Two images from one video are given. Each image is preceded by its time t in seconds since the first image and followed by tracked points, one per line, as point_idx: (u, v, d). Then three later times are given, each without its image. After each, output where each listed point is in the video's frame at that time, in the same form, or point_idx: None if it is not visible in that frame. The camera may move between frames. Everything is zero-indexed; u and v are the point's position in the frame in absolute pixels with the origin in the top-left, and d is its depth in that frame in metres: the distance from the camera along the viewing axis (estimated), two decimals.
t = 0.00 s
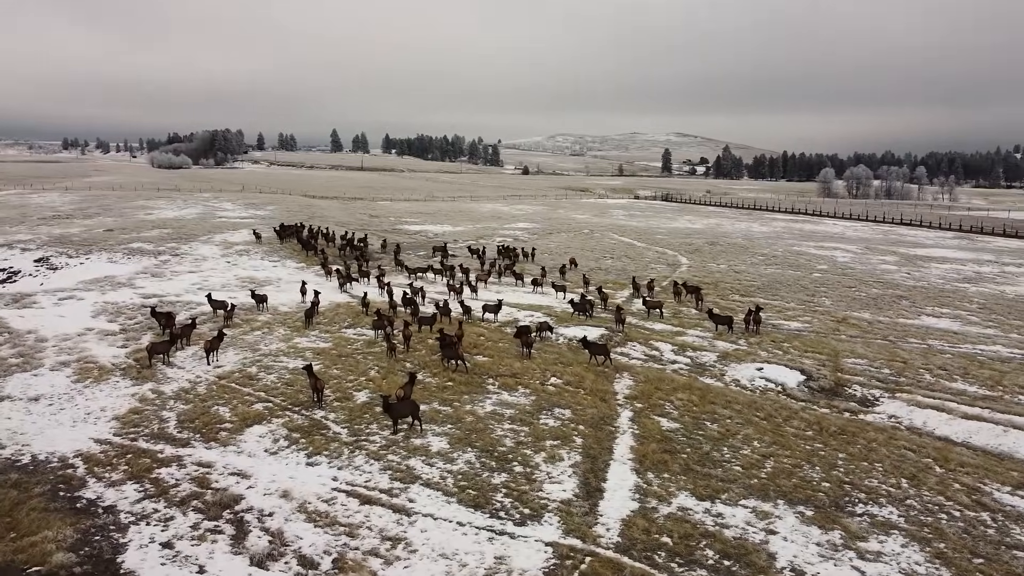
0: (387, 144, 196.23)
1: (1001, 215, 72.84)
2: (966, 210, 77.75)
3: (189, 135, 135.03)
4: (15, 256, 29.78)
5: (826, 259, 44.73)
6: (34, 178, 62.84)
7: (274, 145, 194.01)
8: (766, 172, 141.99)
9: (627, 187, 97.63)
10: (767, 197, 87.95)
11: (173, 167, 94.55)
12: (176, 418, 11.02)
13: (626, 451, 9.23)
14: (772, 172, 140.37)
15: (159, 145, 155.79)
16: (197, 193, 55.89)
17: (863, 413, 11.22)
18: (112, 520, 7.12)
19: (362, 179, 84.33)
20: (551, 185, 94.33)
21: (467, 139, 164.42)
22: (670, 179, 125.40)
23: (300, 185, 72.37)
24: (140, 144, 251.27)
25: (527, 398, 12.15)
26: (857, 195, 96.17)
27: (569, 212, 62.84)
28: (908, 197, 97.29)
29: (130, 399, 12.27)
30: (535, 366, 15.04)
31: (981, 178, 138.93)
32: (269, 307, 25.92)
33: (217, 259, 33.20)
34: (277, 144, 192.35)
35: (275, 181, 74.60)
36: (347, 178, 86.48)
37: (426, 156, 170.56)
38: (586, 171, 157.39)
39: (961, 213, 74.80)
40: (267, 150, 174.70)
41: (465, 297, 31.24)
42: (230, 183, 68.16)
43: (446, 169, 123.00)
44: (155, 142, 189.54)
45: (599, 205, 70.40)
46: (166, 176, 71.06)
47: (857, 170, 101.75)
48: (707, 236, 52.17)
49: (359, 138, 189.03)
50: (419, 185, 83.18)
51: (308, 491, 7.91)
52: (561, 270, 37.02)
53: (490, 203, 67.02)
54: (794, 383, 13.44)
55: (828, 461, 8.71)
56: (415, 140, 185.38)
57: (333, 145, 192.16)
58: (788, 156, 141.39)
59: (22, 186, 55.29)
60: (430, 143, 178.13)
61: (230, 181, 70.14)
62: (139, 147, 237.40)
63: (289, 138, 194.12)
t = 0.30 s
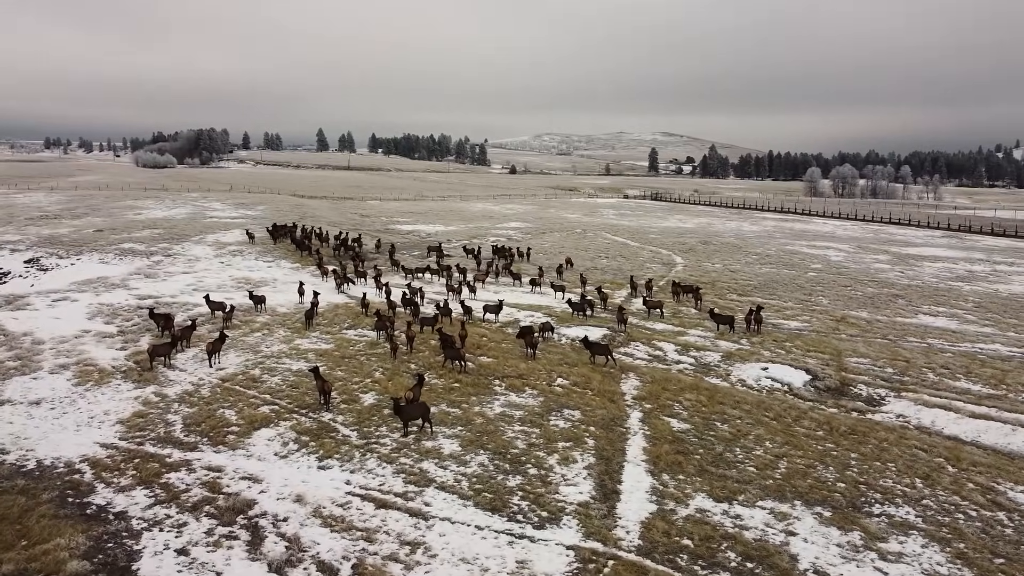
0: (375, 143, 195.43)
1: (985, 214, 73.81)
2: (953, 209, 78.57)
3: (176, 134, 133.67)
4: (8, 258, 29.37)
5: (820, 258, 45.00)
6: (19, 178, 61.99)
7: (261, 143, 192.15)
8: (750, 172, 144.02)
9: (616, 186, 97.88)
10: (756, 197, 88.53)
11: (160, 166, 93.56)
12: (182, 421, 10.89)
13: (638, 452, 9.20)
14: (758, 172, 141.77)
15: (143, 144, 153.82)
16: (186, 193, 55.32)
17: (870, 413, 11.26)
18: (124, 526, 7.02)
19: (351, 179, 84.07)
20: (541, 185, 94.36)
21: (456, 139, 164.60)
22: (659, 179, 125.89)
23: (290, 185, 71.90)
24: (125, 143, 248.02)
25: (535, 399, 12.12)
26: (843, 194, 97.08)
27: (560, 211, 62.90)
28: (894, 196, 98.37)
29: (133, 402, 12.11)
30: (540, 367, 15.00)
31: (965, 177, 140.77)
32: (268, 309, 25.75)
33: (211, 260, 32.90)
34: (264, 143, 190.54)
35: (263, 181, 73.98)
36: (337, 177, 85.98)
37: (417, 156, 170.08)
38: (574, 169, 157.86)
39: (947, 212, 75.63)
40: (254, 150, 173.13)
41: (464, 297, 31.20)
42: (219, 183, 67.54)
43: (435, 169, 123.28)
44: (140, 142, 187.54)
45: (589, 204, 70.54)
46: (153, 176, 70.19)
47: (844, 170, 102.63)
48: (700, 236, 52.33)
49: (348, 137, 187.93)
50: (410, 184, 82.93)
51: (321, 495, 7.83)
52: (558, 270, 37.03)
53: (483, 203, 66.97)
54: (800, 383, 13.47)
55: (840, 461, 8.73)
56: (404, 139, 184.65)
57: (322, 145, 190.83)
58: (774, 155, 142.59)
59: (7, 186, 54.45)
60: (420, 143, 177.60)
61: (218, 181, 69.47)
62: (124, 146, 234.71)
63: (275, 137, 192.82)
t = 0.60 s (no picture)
0: (359, 142, 194.94)
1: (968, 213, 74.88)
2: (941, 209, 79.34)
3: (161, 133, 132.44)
4: None
5: (813, 258, 45.25)
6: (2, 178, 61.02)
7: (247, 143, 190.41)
8: (734, 170, 146.00)
9: (604, 186, 98.15)
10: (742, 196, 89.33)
11: (145, 166, 92.53)
12: (188, 425, 10.75)
13: (652, 453, 9.18)
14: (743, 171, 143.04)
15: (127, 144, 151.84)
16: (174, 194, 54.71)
17: (879, 413, 11.30)
18: (137, 533, 6.92)
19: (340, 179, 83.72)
20: (529, 184, 94.42)
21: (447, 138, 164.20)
22: (647, 178, 126.43)
23: (279, 185, 71.43)
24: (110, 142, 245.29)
25: (543, 400, 12.07)
26: (828, 193, 98.10)
27: (551, 211, 62.98)
28: (878, 194, 99.50)
29: (136, 406, 11.94)
30: (545, 368, 14.94)
31: (948, 176, 142.67)
32: (265, 309, 25.54)
33: (203, 261, 32.57)
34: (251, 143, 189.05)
35: (252, 181, 73.40)
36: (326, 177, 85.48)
37: (407, 155, 169.54)
38: (561, 168, 158.34)
39: (932, 210, 76.55)
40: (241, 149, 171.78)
41: (461, 297, 31.10)
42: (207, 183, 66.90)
43: (420, 168, 123.46)
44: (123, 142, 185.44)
45: (579, 203, 70.66)
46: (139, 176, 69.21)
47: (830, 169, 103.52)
48: (692, 235, 52.49)
49: (335, 136, 187.00)
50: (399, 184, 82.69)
51: (336, 499, 7.75)
52: (554, 269, 37.00)
53: (473, 202, 66.85)
54: (805, 383, 13.51)
55: (854, 461, 8.75)
56: (388, 139, 184.37)
57: (310, 144, 189.53)
58: (758, 154, 143.91)
59: None
60: (408, 143, 177.30)
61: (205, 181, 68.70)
62: (108, 147, 231.78)
63: (260, 136, 191.92)
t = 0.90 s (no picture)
0: (345, 141, 193.54)
1: (952, 211, 75.72)
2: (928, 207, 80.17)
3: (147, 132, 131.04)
4: None
5: (806, 257, 45.52)
6: None
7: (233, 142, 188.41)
8: (720, 170, 147.17)
9: (592, 185, 98.28)
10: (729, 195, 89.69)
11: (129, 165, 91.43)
12: (194, 429, 10.62)
13: (666, 455, 9.14)
14: (728, 170, 144.07)
15: (85, 143, 148.98)
16: (163, 194, 54.10)
17: (887, 412, 11.35)
18: (151, 541, 6.82)
19: (330, 178, 83.22)
20: (518, 183, 94.33)
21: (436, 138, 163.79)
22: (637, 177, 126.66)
23: (268, 185, 70.87)
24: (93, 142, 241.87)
25: (552, 401, 12.02)
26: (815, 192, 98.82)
27: (540, 210, 62.99)
28: (863, 193, 100.38)
29: (140, 410, 11.80)
30: (551, 368, 14.90)
31: (931, 175, 144.34)
32: (263, 311, 25.34)
33: (196, 262, 32.24)
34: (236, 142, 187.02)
35: (240, 181, 72.77)
36: (315, 177, 84.89)
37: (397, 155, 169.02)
38: (549, 167, 158.53)
39: (918, 209, 77.30)
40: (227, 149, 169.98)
41: (460, 297, 31.01)
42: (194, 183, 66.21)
43: (408, 168, 123.11)
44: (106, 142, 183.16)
45: (569, 203, 70.71)
46: (124, 176, 68.33)
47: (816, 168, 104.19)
48: (683, 235, 52.63)
49: (321, 135, 185.62)
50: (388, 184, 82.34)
51: (351, 504, 7.66)
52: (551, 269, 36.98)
53: (463, 202, 66.74)
54: (812, 382, 13.55)
55: (868, 461, 8.76)
56: (378, 138, 183.62)
57: (295, 143, 187.96)
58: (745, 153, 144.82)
59: None
60: (396, 142, 176.68)
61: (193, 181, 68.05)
62: (84, 146, 228.40)
63: (244, 135, 190.17)
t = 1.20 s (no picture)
0: (332, 139, 192.30)
1: (936, 210, 76.59)
2: (915, 206, 81.01)
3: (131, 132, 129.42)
4: None
5: (799, 256, 45.77)
6: None
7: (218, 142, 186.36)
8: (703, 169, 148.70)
9: (581, 184, 98.34)
10: (717, 194, 90.16)
11: (112, 164, 90.27)
12: (202, 433, 10.48)
13: (680, 456, 9.12)
14: (714, 168, 144.74)
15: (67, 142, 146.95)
16: (152, 194, 53.45)
17: (895, 412, 11.40)
18: (166, 549, 6.71)
19: (319, 178, 82.64)
20: (506, 183, 94.27)
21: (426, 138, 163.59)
22: (626, 177, 126.87)
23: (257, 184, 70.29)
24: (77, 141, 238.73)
25: (561, 403, 11.98)
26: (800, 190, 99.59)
27: (531, 209, 62.99)
28: (848, 192, 101.22)
29: (144, 414, 11.63)
30: (557, 369, 14.88)
31: (915, 174, 145.95)
32: (262, 312, 25.12)
33: (190, 262, 31.91)
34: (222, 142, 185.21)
35: (229, 180, 72.07)
36: (305, 176, 84.28)
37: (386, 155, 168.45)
38: (536, 167, 158.90)
39: (904, 208, 78.03)
40: (213, 148, 168.27)
41: (458, 297, 30.94)
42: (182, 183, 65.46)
43: (397, 167, 122.73)
44: (88, 141, 181.13)
45: (559, 202, 70.73)
46: (109, 176, 67.33)
47: (801, 166, 104.87)
48: (676, 234, 52.72)
49: (303, 135, 185.62)
50: (378, 183, 81.93)
51: (367, 509, 7.57)
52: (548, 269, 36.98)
53: (453, 201, 66.63)
54: (818, 382, 13.60)
55: (882, 461, 8.79)
56: (366, 137, 182.64)
57: (281, 143, 186.99)
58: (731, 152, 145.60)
59: None
60: (383, 141, 175.92)
61: (181, 181, 67.31)
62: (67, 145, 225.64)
63: (229, 134, 188.63)
